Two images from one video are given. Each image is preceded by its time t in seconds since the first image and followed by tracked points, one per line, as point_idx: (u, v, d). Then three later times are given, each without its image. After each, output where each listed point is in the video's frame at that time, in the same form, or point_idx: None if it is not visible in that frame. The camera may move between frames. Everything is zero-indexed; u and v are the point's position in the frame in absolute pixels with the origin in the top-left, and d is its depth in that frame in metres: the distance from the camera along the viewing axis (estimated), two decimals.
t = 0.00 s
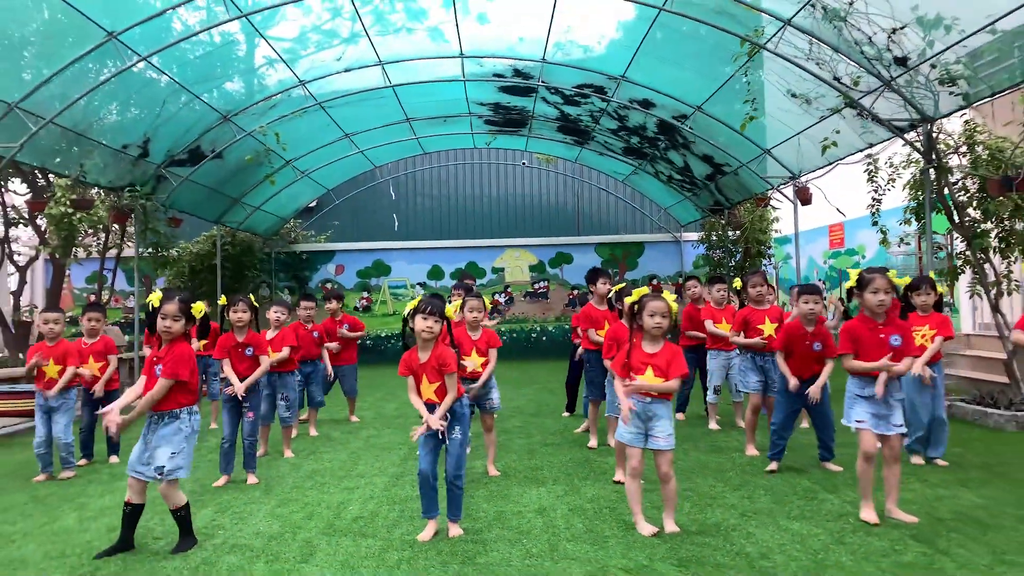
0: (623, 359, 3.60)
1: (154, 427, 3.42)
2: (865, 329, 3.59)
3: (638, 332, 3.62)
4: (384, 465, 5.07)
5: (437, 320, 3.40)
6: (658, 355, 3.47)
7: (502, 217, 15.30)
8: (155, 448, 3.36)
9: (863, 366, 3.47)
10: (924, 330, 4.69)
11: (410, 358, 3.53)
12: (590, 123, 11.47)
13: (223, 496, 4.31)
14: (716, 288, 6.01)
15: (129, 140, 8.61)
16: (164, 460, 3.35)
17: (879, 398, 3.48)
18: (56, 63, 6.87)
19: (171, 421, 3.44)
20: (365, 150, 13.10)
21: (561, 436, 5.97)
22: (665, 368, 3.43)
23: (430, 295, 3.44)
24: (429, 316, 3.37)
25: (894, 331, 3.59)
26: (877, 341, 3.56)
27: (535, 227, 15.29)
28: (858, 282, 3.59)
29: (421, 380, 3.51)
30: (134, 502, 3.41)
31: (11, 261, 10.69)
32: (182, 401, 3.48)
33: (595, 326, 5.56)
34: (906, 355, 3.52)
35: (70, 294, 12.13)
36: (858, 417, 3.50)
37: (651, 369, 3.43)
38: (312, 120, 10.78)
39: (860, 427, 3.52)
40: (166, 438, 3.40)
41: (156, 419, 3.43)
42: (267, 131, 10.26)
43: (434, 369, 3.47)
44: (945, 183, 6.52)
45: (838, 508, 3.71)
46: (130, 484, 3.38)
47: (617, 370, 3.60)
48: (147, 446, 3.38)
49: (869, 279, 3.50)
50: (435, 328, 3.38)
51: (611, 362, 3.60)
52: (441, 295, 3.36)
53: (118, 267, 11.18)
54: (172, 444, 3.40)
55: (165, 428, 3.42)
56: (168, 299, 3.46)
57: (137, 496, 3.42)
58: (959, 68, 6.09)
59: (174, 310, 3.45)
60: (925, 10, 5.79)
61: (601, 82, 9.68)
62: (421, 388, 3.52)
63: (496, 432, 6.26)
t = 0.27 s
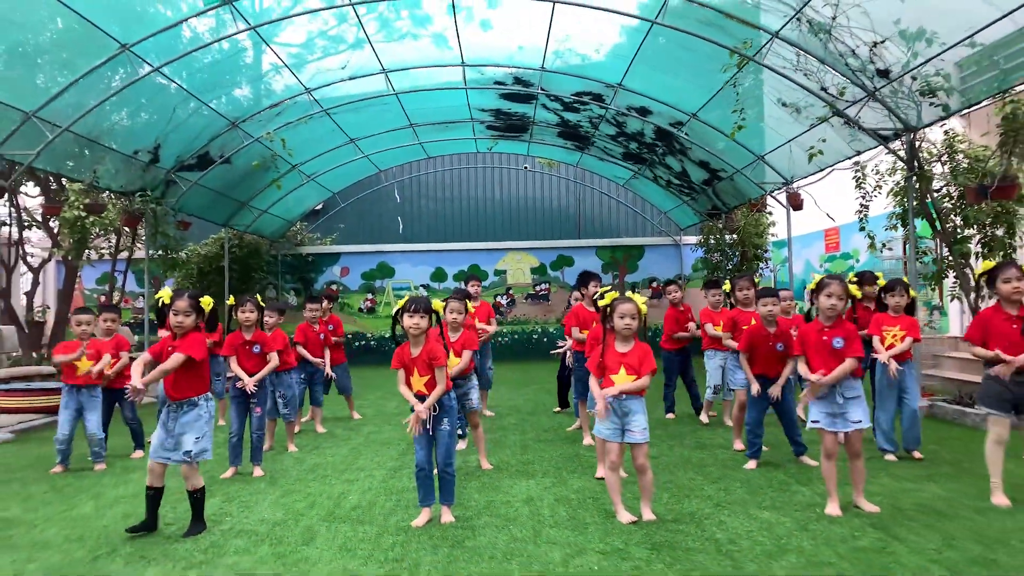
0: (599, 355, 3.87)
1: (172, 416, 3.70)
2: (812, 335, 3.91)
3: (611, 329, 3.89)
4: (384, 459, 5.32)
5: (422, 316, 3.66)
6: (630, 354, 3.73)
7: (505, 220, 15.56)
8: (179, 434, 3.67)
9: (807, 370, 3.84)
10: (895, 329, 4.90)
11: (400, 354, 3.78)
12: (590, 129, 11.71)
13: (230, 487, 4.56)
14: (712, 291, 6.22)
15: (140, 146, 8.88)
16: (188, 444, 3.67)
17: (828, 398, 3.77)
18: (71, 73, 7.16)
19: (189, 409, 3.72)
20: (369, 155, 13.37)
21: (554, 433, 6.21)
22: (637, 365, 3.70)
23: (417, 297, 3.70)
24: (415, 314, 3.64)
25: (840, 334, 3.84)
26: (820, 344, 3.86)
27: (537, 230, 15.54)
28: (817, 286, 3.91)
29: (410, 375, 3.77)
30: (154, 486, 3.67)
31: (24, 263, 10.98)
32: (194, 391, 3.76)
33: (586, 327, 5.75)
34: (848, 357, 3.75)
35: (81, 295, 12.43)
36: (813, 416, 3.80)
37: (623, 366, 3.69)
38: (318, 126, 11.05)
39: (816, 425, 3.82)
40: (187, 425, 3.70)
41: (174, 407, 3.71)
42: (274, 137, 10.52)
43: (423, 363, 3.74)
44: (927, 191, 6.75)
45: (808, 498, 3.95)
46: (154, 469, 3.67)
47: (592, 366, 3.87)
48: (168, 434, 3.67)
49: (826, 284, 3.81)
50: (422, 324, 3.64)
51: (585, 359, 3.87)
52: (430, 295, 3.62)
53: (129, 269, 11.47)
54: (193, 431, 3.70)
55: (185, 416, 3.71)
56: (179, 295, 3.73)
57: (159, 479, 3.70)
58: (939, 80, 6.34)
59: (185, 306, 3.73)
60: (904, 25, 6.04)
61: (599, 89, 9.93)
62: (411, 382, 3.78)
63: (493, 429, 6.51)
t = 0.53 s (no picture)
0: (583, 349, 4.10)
1: (185, 405, 3.91)
2: (780, 332, 4.15)
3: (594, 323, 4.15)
4: (386, 447, 5.58)
5: (423, 310, 3.88)
6: (617, 346, 4.01)
7: (506, 219, 15.80)
8: (194, 421, 3.89)
9: (780, 368, 4.06)
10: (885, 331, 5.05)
11: (402, 346, 3.99)
12: (590, 130, 11.95)
13: (239, 471, 4.82)
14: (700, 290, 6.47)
15: (150, 146, 9.15)
16: (206, 428, 3.92)
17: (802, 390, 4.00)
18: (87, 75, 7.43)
19: (201, 396, 3.95)
20: (374, 155, 13.63)
21: (550, 424, 6.46)
22: (624, 356, 3.98)
23: (418, 292, 3.91)
24: (415, 309, 3.86)
25: (808, 330, 4.09)
26: (789, 341, 4.11)
27: (538, 229, 15.78)
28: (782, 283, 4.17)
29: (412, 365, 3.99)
30: (179, 472, 3.94)
31: (36, 259, 11.25)
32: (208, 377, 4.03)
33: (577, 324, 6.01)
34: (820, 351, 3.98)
35: (90, 291, 12.69)
36: (789, 410, 4.02)
37: (614, 357, 3.95)
38: (324, 127, 11.32)
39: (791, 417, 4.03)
40: (200, 411, 3.94)
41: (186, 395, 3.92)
42: (281, 137, 10.79)
43: (428, 356, 4.00)
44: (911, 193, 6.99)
45: (785, 483, 4.19)
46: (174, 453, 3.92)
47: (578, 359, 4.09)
48: (183, 422, 3.89)
49: (790, 282, 4.07)
50: (423, 318, 3.86)
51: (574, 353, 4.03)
52: (427, 290, 3.83)
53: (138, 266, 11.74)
54: (208, 416, 3.94)
55: (197, 404, 3.94)
56: (191, 289, 4.00)
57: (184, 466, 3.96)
58: (922, 86, 6.59)
59: (197, 298, 4.00)
60: (888, 34, 6.28)
61: (598, 92, 10.18)
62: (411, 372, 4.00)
63: (491, 421, 6.76)
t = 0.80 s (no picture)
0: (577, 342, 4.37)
1: (212, 390, 4.27)
2: (768, 322, 4.34)
3: (587, 317, 4.44)
4: (391, 438, 5.84)
5: (435, 305, 4.19)
6: (614, 339, 4.29)
7: (508, 218, 16.05)
8: (223, 404, 4.26)
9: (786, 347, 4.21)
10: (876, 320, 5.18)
11: (415, 338, 4.24)
12: (589, 132, 12.21)
13: (253, 459, 5.08)
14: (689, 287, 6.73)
15: (161, 148, 9.41)
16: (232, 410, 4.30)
17: (791, 378, 4.28)
18: (103, 80, 7.70)
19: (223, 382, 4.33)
20: (378, 155, 13.88)
21: (549, 417, 6.71)
22: (621, 347, 4.29)
23: (428, 289, 4.21)
24: (428, 304, 4.16)
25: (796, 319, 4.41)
26: (784, 328, 4.33)
27: (539, 228, 16.03)
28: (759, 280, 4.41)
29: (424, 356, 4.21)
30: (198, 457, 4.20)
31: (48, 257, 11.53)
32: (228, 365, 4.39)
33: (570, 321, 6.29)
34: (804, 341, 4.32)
35: (100, 289, 12.96)
36: (781, 397, 4.29)
37: (614, 347, 4.25)
38: (329, 128, 11.57)
39: (782, 405, 4.31)
40: (224, 395, 4.31)
41: (210, 382, 4.27)
42: (288, 139, 11.04)
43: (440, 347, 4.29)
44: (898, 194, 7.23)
45: (768, 469, 4.45)
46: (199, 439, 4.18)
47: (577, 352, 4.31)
48: (210, 406, 4.24)
49: (770, 276, 4.32)
50: (435, 313, 4.16)
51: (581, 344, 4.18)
52: (438, 287, 4.15)
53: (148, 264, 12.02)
54: (232, 399, 4.33)
55: (220, 389, 4.30)
56: (207, 282, 4.27)
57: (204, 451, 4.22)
58: (908, 91, 6.84)
59: (214, 291, 4.28)
60: (874, 41, 6.54)
61: (597, 95, 10.43)
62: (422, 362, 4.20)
63: (492, 413, 7.02)
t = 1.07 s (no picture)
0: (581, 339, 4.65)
1: (233, 387, 4.55)
2: (774, 320, 4.59)
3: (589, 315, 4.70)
4: (399, 431, 6.12)
5: (452, 303, 4.52)
6: (616, 336, 4.56)
7: (511, 220, 16.32)
8: (242, 401, 4.55)
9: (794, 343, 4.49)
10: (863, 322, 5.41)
11: (431, 333, 4.54)
12: (591, 136, 12.48)
13: (269, 450, 5.36)
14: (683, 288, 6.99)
15: (175, 152, 9.70)
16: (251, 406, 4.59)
17: (791, 373, 4.55)
18: (121, 89, 7.98)
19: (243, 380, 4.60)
20: (384, 158, 14.17)
21: (550, 412, 6.99)
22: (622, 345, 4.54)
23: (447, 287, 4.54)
24: (446, 301, 4.49)
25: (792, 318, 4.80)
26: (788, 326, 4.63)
27: (541, 230, 16.30)
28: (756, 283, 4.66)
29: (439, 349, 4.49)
30: (219, 450, 4.47)
31: (62, 258, 11.82)
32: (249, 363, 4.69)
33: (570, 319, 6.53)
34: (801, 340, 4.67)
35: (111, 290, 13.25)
36: (781, 390, 4.52)
37: (616, 346, 4.50)
38: (337, 132, 11.86)
39: (781, 399, 4.53)
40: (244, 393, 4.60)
41: (231, 379, 4.55)
42: (296, 143, 11.32)
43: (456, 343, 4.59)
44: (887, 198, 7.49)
45: (756, 459, 4.72)
46: (216, 433, 4.44)
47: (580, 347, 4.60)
48: (231, 402, 4.53)
49: (766, 279, 4.55)
50: (452, 309, 4.48)
51: (586, 341, 4.46)
52: (456, 285, 4.49)
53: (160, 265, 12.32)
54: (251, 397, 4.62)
55: (241, 386, 4.59)
56: (230, 286, 4.57)
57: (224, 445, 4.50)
58: (896, 100, 7.12)
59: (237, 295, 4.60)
60: (863, 52, 6.81)
61: (598, 100, 10.71)
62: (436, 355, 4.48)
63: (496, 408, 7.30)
